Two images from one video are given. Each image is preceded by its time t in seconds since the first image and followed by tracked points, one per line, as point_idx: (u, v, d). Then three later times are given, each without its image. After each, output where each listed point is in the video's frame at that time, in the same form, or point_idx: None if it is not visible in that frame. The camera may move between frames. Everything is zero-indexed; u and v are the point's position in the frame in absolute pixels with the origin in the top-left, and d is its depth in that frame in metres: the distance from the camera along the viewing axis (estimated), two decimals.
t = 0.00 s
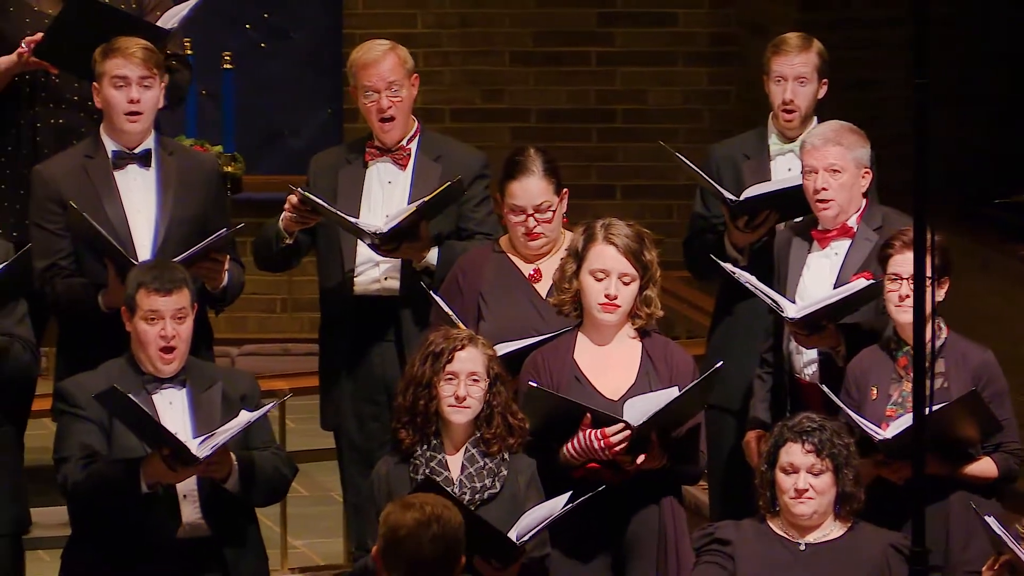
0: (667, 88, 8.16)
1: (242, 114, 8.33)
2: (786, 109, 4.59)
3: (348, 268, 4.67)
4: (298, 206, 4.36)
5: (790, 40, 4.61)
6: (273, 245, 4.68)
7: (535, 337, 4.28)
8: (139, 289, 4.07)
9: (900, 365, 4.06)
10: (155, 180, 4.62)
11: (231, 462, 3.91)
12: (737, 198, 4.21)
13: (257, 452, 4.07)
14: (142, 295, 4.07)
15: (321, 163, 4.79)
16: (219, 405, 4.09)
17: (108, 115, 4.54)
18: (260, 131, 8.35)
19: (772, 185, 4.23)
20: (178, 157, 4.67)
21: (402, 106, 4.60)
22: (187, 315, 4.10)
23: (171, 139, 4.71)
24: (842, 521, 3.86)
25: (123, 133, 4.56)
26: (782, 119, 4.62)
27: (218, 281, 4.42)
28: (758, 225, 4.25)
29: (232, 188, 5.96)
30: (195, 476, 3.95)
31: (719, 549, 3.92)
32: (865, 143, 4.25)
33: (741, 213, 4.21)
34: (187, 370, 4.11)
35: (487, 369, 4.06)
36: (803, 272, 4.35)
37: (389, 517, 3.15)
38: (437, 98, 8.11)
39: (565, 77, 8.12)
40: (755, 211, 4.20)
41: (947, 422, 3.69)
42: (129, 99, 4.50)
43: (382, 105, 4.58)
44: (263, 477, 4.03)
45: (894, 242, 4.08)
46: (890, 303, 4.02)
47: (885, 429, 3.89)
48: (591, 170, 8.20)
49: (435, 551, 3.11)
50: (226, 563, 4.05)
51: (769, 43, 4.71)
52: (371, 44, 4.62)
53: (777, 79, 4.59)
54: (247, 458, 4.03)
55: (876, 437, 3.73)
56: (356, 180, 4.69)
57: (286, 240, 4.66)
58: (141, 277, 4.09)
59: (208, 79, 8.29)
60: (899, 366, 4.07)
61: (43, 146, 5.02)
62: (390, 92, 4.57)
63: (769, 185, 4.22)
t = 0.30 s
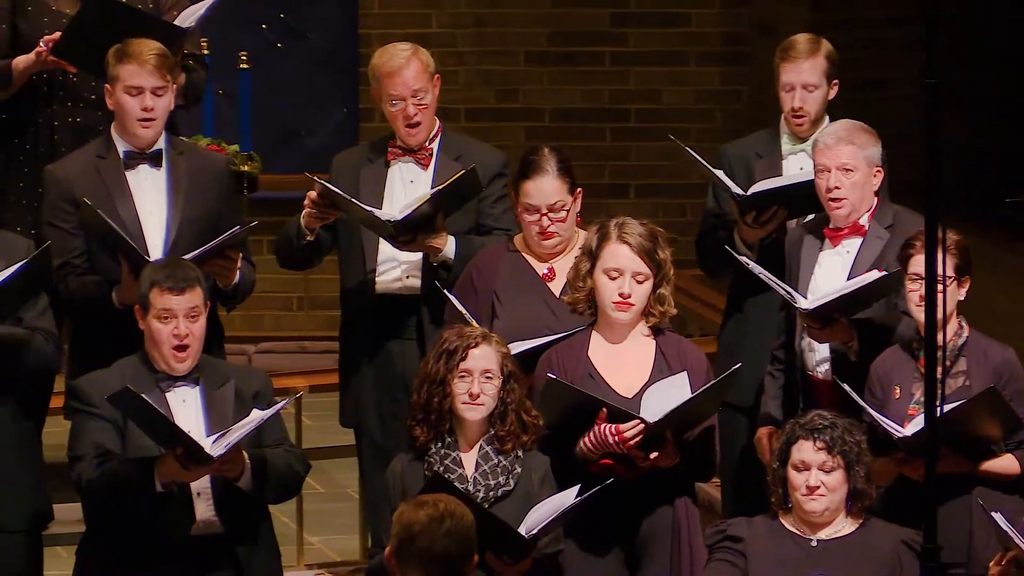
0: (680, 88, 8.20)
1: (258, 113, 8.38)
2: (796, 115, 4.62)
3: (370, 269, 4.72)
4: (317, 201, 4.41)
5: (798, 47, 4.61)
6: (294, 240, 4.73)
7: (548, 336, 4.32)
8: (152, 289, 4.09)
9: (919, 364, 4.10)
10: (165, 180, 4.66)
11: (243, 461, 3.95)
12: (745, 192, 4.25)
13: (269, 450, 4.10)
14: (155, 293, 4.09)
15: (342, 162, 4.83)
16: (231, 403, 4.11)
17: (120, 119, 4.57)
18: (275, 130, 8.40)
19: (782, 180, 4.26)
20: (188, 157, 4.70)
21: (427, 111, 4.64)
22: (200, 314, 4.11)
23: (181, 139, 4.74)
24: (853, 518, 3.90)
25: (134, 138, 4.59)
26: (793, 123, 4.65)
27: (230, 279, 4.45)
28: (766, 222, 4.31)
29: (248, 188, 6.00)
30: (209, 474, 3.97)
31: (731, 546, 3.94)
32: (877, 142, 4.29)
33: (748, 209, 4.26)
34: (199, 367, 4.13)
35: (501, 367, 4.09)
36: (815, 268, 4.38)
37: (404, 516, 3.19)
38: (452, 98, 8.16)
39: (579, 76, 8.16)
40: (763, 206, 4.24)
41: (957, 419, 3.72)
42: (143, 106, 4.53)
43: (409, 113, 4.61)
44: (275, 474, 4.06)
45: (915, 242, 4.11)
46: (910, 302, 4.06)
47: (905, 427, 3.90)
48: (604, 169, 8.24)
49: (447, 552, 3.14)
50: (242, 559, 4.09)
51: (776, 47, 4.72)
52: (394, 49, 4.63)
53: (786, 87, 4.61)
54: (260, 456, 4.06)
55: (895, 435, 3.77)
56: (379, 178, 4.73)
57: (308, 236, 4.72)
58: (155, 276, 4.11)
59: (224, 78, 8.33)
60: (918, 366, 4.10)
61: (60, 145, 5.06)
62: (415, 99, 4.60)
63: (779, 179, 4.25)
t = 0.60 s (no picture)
0: (697, 87, 8.23)
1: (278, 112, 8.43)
2: (811, 116, 4.65)
3: (395, 269, 4.76)
4: (344, 204, 4.47)
5: (812, 48, 4.64)
6: (324, 241, 4.76)
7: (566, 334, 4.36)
8: (171, 289, 4.13)
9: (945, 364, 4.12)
10: (180, 181, 4.68)
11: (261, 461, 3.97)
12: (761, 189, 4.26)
13: (288, 450, 4.13)
14: (174, 294, 4.13)
15: (367, 161, 4.88)
16: (250, 401, 4.15)
17: (136, 124, 4.57)
18: (296, 130, 8.46)
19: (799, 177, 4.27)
20: (202, 156, 4.71)
21: (453, 114, 4.68)
22: (219, 314, 4.15)
23: (193, 137, 4.75)
24: (868, 514, 3.93)
25: (148, 142, 4.60)
26: (808, 123, 4.69)
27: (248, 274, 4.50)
28: (781, 219, 4.32)
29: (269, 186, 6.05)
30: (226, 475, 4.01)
31: (745, 543, 3.96)
32: (889, 141, 4.32)
33: (765, 205, 4.26)
34: (217, 365, 4.17)
35: (518, 364, 4.14)
36: (832, 267, 4.41)
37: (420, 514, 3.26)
38: (470, 97, 8.21)
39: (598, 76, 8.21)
40: (778, 204, 4.25)
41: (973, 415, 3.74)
42: (158, 113, 4.53)
43: (435, 117, 4.66)
44: (292, 472, 4.09)
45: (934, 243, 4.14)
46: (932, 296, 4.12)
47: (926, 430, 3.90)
48: (623, 167, 8.29)
49: (464, 547, 3.18)
50: (260, 558, 4.09)
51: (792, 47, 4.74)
52: (419, 53, 4.65)
53: (801, 89, 4.64)
54: (278, 454, 4.09)
55: (917, 436, 3.79)
56: (405, 181, 4.78)
57: (334, 237, 4.76)
58: (173, 277, 4.16)
59: (245, 78, 8.39)
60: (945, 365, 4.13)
61: (82, 143, 5.11)
62: (442, 103, 4.64)
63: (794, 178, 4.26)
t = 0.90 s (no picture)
0: (714, 84, 8.26)
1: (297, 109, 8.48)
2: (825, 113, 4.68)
3: (418, 266, 4.81)
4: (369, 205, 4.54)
5: (826, 44, 4.67)
6: (348, 241, 4.80)
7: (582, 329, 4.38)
8: (189, 280, 4.15)
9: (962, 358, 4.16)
10: (194, 176, 4.71)
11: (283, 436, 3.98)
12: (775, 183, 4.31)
13: (309, 430, 4.14)
14: (193, 285, 4.15)
15: (395, 158, 4.91)
16: (269, 392, 4.21)
17: (148, 122, 4.59)
18: (315, 126, 8.51)
19: (813, 171, 4.30)
20: (214, 151, 4.75)
21: (471, 114, 4.70)
22: (236, 305, 4.18)
23: (204, 133, 4.79)
24: (883, 508, 3.96)
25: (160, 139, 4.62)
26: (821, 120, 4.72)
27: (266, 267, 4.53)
28: (796, 213, 4.37)
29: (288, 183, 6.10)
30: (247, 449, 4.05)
31: (761, 537, 4.01)
32: (904, 136, 4.32)
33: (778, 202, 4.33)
34: (237, 359, 4.21)
35: (536, 359, 4.17)
36: (849, 262, 4.45)
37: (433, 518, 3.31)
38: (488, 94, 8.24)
39: (616, 73, 8.24)
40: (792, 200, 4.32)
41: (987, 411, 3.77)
42: (170, 112, 4.55)
43: (454, 117, 4.69)
44: (315, 452, 4.11)
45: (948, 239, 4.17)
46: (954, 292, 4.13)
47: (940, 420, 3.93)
48: (640, 164, 8.33)
49: (477, 549, 3.24)
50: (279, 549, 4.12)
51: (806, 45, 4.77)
52: (441, 52, 4.69)
53: (815, 84, 4.66)
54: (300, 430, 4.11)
55: (931, 429, 3.81)
56: (431, 178, 4.83)
57: (360, 237, 4.80)
58: (192, 268, 4.17)
59: (265, 74, 8.44)
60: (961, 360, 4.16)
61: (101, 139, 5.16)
62: (460, 102, 4.67)
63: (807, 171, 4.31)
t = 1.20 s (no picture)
0: (736, 82, 8.27)
1: (319, 107, 8.51)
2: (843, 109, 4.70)
3: (442, 264, 4.83)
4: (396, 203, 4.54)
5: (845, 41, 4.67)
6: (372, 237, 4.82)
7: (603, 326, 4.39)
8: (209, 285, 4.17)
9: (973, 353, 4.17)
10: (211, 173, 4.73)
11: (303, 447, 4.02)
12: (796, 186, 4.33)
13: (328, 438, 4.17)
14: (212, 291, 4.16)
15: (419, 154, 4.96)
16: (290, 391, 4.24)
17: (164, 117, 4.63)
18: (337, 123, 8.55)
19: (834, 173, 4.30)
20: (231, 149, 4.78)
21: (499, 117, 4.73)
22: (256, 310, 4.20)
23: (222, 130, 4.81)
24: (904, 504, 3.97)
25: (177, 134, 4.66)
26: (840, 117, 4.73)
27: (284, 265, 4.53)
28: (819, 213, 4.35)
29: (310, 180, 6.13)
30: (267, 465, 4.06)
31: (781, 534, 4.01)
32: (936, 134, 4.35)
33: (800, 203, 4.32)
34: (258, 357, 4.25)
35: (557, 355, 4.19)
36: (881, 260, 4.47)
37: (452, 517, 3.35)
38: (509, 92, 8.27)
39: (637, 71, 8.26)
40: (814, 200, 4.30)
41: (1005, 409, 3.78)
42: (185, 105, 4.58)
43: (482, 120, 4.71)
44: (334, 460, 4.14)
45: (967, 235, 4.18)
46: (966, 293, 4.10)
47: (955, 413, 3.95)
48: (661, 160, 8.34)
49: (495, 545, 3.27)
50: (303, 544, 4.18)
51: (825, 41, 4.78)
52: (467, 54, 4.70)
53: (833, 80, 4.67)
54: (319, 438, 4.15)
55: (944, 421, 3.86)
56: (455, 176, 4.86)
57: (384, 234, 4.83)
58: (211, 272, 4.18)
59: (288, 72, 8.48)
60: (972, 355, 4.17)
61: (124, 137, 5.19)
62: (488, 106, 4.70)
63: (829, 174, 4.30)
